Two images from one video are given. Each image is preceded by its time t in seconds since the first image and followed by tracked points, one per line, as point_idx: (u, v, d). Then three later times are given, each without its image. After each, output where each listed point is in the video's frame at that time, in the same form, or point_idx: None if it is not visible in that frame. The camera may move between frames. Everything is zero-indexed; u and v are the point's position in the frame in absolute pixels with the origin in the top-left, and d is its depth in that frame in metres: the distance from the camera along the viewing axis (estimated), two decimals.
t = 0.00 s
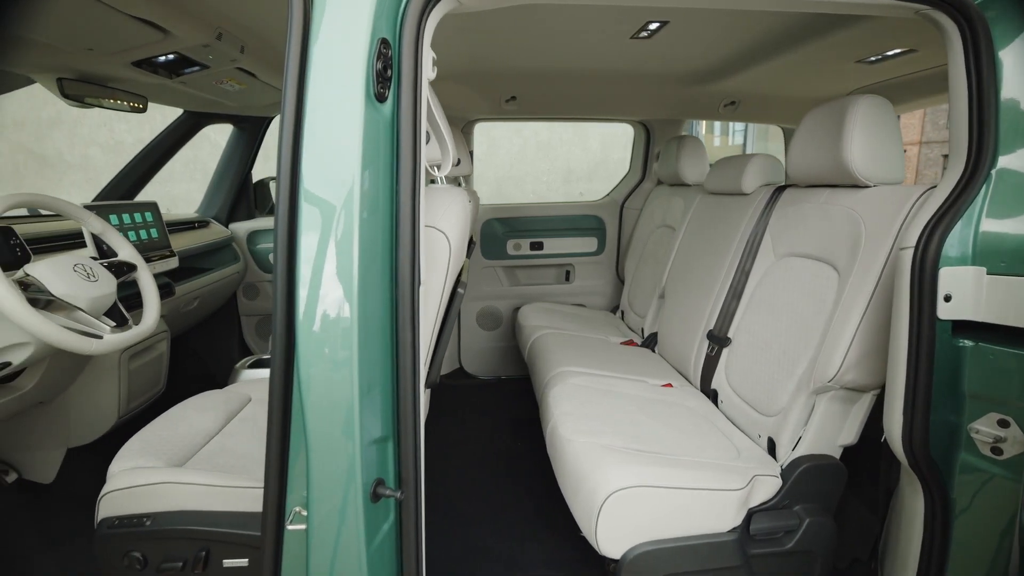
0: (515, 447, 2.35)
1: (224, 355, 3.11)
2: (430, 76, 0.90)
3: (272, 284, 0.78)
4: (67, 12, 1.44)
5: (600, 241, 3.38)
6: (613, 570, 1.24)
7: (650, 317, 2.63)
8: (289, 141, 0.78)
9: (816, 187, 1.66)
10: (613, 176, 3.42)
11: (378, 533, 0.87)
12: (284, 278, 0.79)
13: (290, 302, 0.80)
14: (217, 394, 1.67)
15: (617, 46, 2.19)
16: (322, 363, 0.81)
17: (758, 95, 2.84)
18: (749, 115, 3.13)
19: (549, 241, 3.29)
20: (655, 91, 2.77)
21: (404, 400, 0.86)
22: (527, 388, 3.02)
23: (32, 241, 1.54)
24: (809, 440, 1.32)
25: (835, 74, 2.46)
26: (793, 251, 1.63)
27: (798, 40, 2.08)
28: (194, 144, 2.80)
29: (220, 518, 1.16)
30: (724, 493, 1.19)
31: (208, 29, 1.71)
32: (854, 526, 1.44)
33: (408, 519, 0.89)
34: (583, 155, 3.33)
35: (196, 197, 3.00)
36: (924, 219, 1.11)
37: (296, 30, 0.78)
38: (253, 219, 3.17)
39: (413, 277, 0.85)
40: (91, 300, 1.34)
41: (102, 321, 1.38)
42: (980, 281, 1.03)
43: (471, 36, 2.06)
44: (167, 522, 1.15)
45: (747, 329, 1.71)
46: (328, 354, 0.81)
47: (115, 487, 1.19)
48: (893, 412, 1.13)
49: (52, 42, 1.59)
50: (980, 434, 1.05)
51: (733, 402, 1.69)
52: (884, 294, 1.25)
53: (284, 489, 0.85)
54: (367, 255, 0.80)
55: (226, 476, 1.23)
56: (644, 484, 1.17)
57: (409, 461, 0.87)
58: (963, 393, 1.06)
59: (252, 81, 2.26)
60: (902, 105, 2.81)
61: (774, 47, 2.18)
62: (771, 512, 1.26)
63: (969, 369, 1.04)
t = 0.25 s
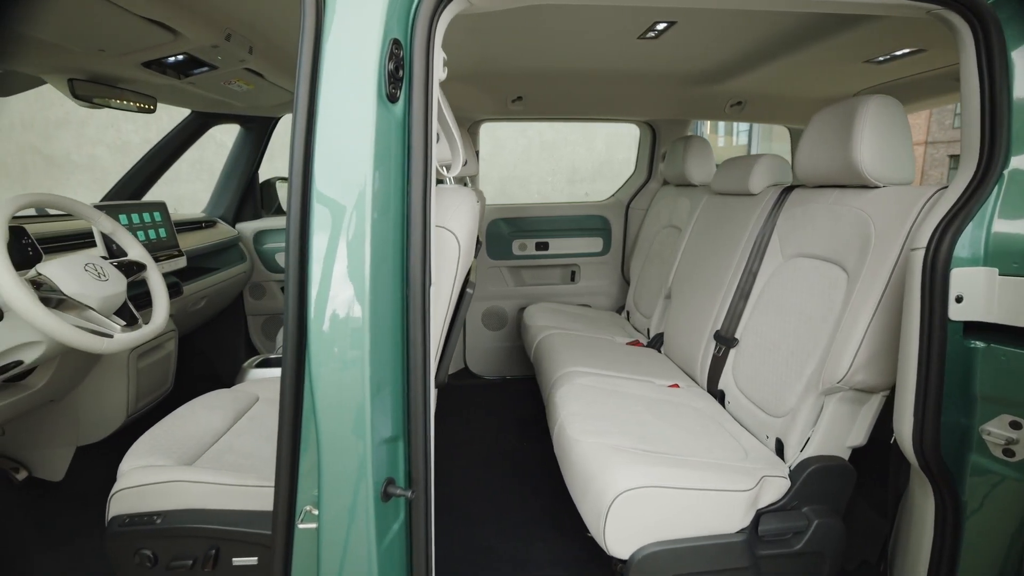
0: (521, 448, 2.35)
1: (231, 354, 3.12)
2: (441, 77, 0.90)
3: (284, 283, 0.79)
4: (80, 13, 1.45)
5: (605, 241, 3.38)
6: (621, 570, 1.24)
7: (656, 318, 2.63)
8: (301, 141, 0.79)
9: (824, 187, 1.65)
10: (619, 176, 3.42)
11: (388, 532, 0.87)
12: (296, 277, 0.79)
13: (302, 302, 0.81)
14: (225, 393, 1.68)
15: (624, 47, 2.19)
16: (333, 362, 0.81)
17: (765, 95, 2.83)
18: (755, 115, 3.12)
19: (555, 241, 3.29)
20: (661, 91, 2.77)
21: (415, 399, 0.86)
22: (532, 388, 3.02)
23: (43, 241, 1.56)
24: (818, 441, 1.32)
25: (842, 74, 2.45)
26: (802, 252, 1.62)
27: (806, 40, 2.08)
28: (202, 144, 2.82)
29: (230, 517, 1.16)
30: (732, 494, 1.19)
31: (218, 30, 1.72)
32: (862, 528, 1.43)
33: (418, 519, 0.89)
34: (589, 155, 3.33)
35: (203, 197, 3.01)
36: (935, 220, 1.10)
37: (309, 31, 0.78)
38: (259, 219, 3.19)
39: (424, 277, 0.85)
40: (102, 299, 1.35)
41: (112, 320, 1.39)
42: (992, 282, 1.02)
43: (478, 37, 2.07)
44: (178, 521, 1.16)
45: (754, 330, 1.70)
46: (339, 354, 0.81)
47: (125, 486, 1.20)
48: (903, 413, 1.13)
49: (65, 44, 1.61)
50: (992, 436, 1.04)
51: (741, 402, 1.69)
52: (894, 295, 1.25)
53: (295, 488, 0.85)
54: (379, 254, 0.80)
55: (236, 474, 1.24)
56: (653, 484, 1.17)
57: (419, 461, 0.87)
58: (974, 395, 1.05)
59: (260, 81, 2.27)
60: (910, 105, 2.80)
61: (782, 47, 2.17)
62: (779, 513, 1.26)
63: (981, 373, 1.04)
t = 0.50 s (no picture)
0: (527, 448, 2.35)
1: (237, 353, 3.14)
2: (452, 77, 0.90)
3: (297, 283, 0.79)
4: (92, 14, 1.46)
5: (611, 242, 3.38)
6: (629, 570, 1.24)
7: (662, 318, 2.62)
8: (313, 141, 0.79)
9: (833, 188, 1.65)
10: (624, 176, 3.41)
11: (399, 531, 0.88)
12: (308, 277, 0.80)
13: (314, 301, 0.81)
14: (233, 392, 1.68)
15: (631, 47, 2.19)
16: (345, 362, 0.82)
17: (772, 95, 2.82)
18: (761, 115, 3.11)
19: (560, 241, 3.29)
20: (667, 91, 2.77)
21: (425, 399, 0.87)
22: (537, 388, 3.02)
23: (55, 240, 1.57)
24: (827, 443, 1.31)
25: (850, 74, 2.44)
26: (810, 252, 1.62)
27: (814, 39, 2.07)
28: (209, 144, 2.83)
29: (240, 515, 1.17)
30: (741, 494, 1.19)
31: (227, 31, 1.73)
32: (869, 530, 1.43)
33: (428, 518, 0.90)
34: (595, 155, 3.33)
35: (211, 197, 3.03)
36: (946, 221, 1.10)
37: (321, 31, 0.78)
38: (266, 218, 3.20)
39: (435, 277, 0.85)
40: (113, 298, 1.36)
41: (122, 319, 1.39)
42: (1004, 282, 1.02)
43: (486, 37, 2.07)
44: (188, 519, 1.16)
45: (762, 330, 1.70)
46: (351, 354, 0.81)
47: (136, 484, 1.20)
48: (914, 415, 1.13)
49: (77, 45, 1.63)
50: (1004, 438, 1.03)
51: (748, 403, 1.68)
52: (905, 296, 1.24)
53: (307, 486, 0.86)
54: (391, 254, 0.81)
55: (245, 473, 1.24)
56: (662, 484, 1.17)
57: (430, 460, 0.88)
58: (985, 396, 1.05)
59: (267, 81, 2.27)
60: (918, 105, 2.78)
61: (790, 46, 2.17)
62: (788, 514, 1.25)
63: (993, 373, 1.04)
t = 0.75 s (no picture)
0: (533, 448, 2.35)
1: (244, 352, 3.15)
2: (463, 77, 0.90)
3: (308, 283, 0.79)
4: (103, 15, 1.47)
5: (616, 242, 3.37)
6: (637, 570, 1.24)
7: (668, 318, 2.62)
8: (325, 141, 0.79)
9: (842, 189, 1.64)
10: (630, 176, 3.41)
11: (409, 530, 0.88)
12: (320, 277, 0.80)
13: (325, 301, 0.81)
14: (241, 391, 1.69)
15: (638, 47, 2.19)
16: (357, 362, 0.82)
17: (779, 95, 2.81)
18: (768, 115, 3.11)
19: (566, 241, 3.29)
20: (674, 91, 2.77)
21: (436, 399, 0.87)
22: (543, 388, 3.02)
23: (66, 239, 1.58)
24: (836, 444, 1.31)
25: (857, 74, 2.43)
26: (819, 253, 1.61)
27: (822, 40, 2.07)
28: (216, 144, 2.84)
29: (249, 513, 1.18)
30: (750, 495, 1.19)
31: (236, 32, 1.74)
32: (877, 532, 1.43)
33: (438, 518, 0.90)
34: (600, 155, 3.33)
35: (218, 197, 3.04)
36: (957, 221, 1.09)
37: (333, 31, 0.79)
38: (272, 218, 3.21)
39: (445, 277, 0.85)
40: (123, 298, 1.37)
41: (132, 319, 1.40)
42: (1017, 284, 1.01)
43: (494, 37, 2.07)
44: (198, 517, 1.17)
45: (769, 331, 1.69)
46: (362, 353, 0.81)
47: (147, 482, 1.21)
48: (924, 417, 1.12)
49: (88, 46, 1.64)
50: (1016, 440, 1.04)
51: (756, 404, 1.68)
52: (916, 296, 1.24)
53: (318, 485, 0.86)
54: (402, 254, 0.81)
55: (255, 472, 1.25)
56: (671, 485, 1.17)
57: (440, 460, 0.88)
58: (996, 397, 1.05)
59: (275, 82, 2.29)
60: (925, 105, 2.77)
61: (798, 47, 2.16)
62: (796, 515, 1.25)
63: (1005, 374, 1.04)
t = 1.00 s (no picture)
0: (540, 447, 2.35)
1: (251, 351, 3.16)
2: (475, 77, 0.91)
3: (321, 283, 0.79)
4: (116, 16, 1.49)
5: (623, 242, 3.37)
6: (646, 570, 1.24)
7: (675, 319, 2.62)
8: (339, 142, 0.80)
9: (852, 189, 1.64)
10: (637, 176, 3.40)
11: (421, 529, 0.88)
12: (333, 277, 0.80)
13: (338, 301, 0.82)
14: (250, 390, 1.70)
15: (646, 47, 2.19)
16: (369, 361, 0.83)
17: (787, 95, 2.80)
18: (776, 115, 3.10)
19: (573, 241, 3.29)
20: (681, 91, 2.76)
21: (448, 399, 0.87)
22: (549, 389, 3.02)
23: (78, 238, 1.59)
24: (846, 445, 1.31)
25: (866, 73, 2.43)
26: (830, 254, 1.61)
27: (831, 39, 2.06)
28: (224, 144, 2.86)
29: (259, 511, 1.18)
30: (761, 496, 1.19)
31: (246, 33, 1.75)
32: (887, 533, 1.42)
33: (450, 517, 0.90)
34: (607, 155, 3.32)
35: (226, 196, 3.06)
36: (971, 222, 1.09)
37: (347, 31, 0.79)
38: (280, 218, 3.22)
39: (458, 277, 0.85)
40: (135, 297, 1.38)
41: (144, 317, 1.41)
42: None
43: (502, 37, 2.07)
44: (209, 515, 1.18)
45: (779, 331, 1.69)
46: (373, 353, 0.82)
47: (159, 480, 1.22)
48: (937, 419, 1.12)
49: (102, 47, 1.66)
50: None
51: (765, 404, 1.67)
52: (928, 297, 1.23)
53: (331, 484, 0.87)
54: (414, 255, 0.81)
55: (265, 470, 1.26)
56: (681, 485, 1.17)
57: (451, 459, 0.88)
58: (1010, 399, 1.05)
59: (284, 82, 2.30)
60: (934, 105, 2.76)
61: (807, 46, 2.15)
62: (806, 516, 1.25)
63: (1019, 375, 1.04)
